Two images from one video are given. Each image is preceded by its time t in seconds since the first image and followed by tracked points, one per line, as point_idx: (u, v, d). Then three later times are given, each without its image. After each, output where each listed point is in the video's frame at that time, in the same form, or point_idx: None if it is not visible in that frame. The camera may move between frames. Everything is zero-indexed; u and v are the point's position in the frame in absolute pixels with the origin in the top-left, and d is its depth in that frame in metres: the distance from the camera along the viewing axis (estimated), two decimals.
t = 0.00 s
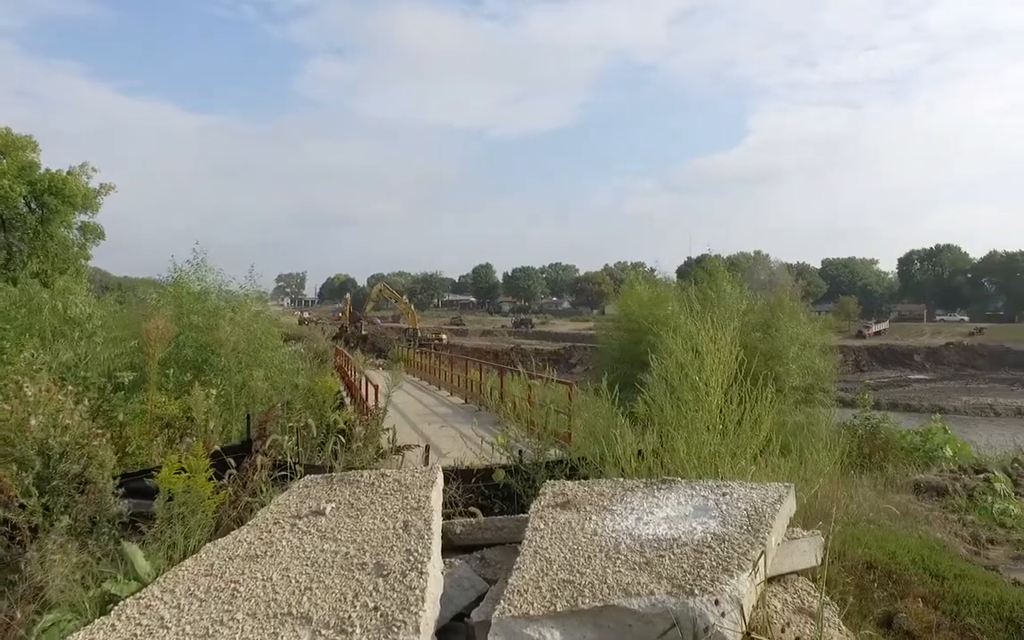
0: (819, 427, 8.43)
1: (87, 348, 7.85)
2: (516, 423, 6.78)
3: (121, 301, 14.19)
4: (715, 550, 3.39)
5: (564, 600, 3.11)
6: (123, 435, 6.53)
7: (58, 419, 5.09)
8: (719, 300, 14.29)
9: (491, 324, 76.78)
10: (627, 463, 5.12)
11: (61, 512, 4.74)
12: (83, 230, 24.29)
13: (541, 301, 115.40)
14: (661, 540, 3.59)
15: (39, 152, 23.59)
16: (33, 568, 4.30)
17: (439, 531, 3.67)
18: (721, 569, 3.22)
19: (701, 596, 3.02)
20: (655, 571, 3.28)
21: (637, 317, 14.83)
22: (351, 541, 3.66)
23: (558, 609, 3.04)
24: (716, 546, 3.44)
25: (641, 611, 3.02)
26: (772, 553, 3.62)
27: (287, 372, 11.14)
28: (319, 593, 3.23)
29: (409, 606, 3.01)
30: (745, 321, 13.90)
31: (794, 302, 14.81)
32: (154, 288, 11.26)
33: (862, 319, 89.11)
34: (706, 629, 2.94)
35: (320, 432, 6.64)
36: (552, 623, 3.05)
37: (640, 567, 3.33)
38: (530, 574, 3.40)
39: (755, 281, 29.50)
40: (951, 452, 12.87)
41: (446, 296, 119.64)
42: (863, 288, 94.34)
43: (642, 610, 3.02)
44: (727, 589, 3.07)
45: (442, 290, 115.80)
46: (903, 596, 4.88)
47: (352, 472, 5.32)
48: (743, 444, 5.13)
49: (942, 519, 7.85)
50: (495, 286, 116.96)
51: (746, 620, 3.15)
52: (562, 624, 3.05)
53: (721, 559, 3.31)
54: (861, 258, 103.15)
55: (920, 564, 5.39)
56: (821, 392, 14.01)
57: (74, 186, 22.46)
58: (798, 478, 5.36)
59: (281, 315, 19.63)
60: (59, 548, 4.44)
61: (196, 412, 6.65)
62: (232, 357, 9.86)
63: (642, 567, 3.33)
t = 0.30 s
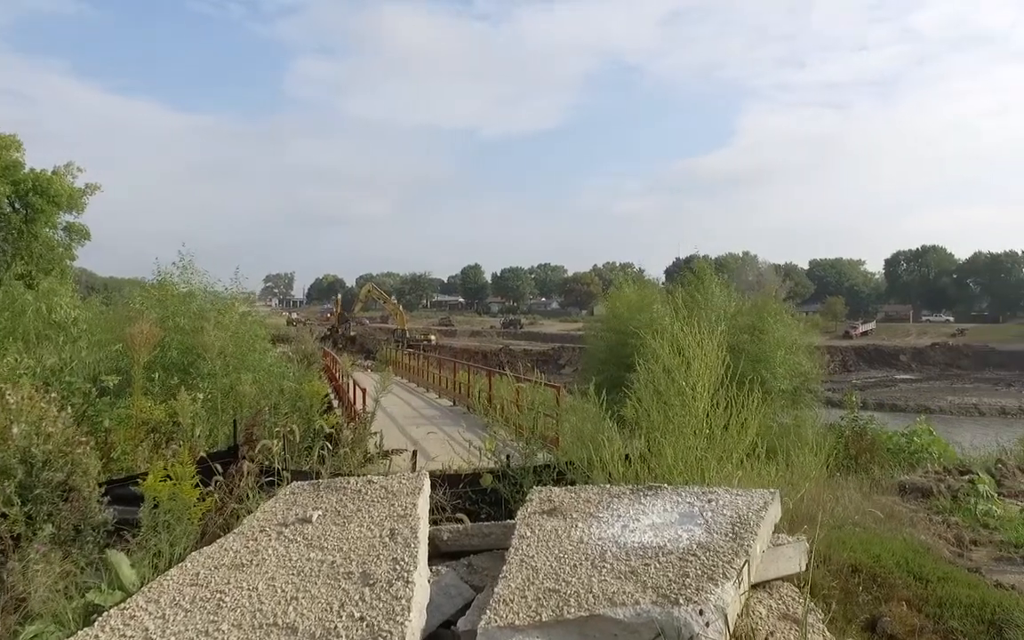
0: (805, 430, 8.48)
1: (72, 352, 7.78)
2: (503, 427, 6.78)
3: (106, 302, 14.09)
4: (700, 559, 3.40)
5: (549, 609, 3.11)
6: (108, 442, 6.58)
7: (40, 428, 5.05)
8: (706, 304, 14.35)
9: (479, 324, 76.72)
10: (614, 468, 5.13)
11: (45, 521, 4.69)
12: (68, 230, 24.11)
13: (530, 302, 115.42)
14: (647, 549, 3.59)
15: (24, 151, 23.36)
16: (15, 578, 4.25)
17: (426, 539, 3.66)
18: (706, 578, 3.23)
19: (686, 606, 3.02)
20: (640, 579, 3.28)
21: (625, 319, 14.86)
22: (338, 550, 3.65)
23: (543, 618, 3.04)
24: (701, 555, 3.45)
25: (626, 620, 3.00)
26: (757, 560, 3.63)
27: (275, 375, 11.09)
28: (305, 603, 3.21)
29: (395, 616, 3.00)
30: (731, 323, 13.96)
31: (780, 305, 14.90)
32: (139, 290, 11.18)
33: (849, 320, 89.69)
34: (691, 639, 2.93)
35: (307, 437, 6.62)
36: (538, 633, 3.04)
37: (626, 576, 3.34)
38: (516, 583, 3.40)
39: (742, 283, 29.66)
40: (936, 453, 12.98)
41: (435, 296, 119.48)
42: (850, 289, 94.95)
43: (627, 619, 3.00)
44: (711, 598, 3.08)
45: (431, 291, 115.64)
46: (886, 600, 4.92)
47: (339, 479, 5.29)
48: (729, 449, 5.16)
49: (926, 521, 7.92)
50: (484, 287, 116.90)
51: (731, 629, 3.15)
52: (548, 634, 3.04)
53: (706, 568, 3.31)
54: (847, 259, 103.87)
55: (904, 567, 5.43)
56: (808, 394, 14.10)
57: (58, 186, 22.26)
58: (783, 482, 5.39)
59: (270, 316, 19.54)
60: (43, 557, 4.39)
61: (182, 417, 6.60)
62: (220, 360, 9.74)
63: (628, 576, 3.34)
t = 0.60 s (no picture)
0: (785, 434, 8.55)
1: (49, 355, 7.69)
2: (486, 432, 6.79)
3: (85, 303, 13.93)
4: (680, 567, 3.41)
5: (529, 618, 3.11)
6: (86, 447, 6.38)
7: (17, 436, 4.92)
8: (688, 308, 14.43)
9: (464, 325, 76.64)
10: (596, 473, 5.14)
11: (22, 530, 4.64)
12: (47, 230, 23.83)
13: (515, 302, 115.48)
14: (627, 557, 3.60)
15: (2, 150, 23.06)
16: None
17: (407, 547, 3.66)
18: (685, 586, 3.23)
19: (665, 614, 3.02)
20: (620, 588, 3.29)
21: (608, 322, 14.91)
22: (319, 558, 3.63)
23: (523, 628, 3.04)
24: (681, 563, 3.45)
25: (606, 630, 3.01)
26: (736, 567, 3.65)
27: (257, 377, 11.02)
28: (286, 613, 3.18)
29: (376, 626, 2.99)
30: (713, 326, 14.06)
31: (761, 308, 15.01)
32: (119, 292, 11.09)
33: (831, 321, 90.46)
34: None
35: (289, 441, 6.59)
36: None
37: (606, 584, 3.34)
38: (496, 592, 3.40)
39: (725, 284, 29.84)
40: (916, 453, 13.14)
41: (419, 297, 119.23)
42: (832, 290, 95.79)
43: (607, 629, 3.02)
44: (690, 607, 3.08)
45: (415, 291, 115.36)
46: (866, 602, 4.97)
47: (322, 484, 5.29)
48: (710, 452, 5.17)
49: (905, 522, 8.01)
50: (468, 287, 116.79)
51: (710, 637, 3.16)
52: None
53: (685, 576, 3.32)
54: (829, 261, 104.80)
55: (883, 569, 5.49)
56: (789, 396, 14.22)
57: (37, 185, 21.99)
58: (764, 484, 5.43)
59: (252, 317, 19.42)
60: (18, 568, 4.33)
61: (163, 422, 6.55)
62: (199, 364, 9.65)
63: (608, 584, 3.34)
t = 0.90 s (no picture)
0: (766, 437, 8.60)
1: (26, 359, 7.58)
2: (468, 437, 6.78)
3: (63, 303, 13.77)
4: (659, 574, 3.41)
5: (509, 628, 3.11)
6: (63, 453, 6.30)
7: None
8: (670, 311, 14.51)
9: (448, 325, 76.51)
10: (577, 478, 5.14)
11: None
12: (25, 230, 23.53)
13: (499, 303, 115.49)
14: (607, 564, 3.60)
15: None
16: None
17: (388, 556, 3.64)
18: (664, 593, 3.24)
19: (645, 623, 3.03)
20: (599, 596, 3.29)
21: (591, 323, 14.94)
22: (299, 567, 3.60)
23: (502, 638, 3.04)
24: (661, 570, 3.45)
25: None
26: (716, 573, 3.66)
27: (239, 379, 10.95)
28: (265, 623, 3.15)
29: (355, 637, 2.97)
30: (695, 328, 14.13)
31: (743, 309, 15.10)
32: (99, 294, 10.98)
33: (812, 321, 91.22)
34: None
35: (270, 447, 6.54)
36: None
37: (586, 592, 3.34)
38: (477, 600, 3.39)
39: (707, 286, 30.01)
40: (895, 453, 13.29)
41: (403, 297, 118.94)
42: (813, 290, 96.60)
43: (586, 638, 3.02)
44: (669, 615, 3.08)
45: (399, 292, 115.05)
46: (844, 604, 5.02)
47: (303, 490, 5.25)
48: (692, 456, 5.19)
49: (884, 523, 8.08)
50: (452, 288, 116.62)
51: None
52: None
53: (664, 583, 3.33)
54: (810, 262, 105.69)
55: (862, 571, 5.54)
56: (770, 397, 14.31)
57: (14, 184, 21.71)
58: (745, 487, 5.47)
59: (234, 318, 19.27)
60: None
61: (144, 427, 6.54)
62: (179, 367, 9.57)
63: (587, 592, 3.34)
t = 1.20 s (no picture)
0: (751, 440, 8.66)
1: (7, 363, 7.50)
2: (455, 441, 6.79)
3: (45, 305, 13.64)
4: (643, 583, 3.41)
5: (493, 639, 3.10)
6: (44, 460, 6.24)
7: None
8: (656, 314, 14.56)
9: (434, 325, 76.40)
10: (562, 483, 5.13)
11: None
12: (6, 230, 23.28)
13: (486, 303, 115.45)
14: (591, 573, 3.60)
15: None
16: None
17: (372, 564, 3.63)
18: (648, 603, 3.24)
19: (628, 634, 3.03)
20: (583, 606, 3.29)
21: (579, 326, 14.97)
22: (283, 576, 3.59)
23: None
24: (644, 579, 3.45)
25: None
26: (699, 580, 3.66)
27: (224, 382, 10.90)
28: (248, 634, 3.13)
29: None
30: (681, 331, 14.20)
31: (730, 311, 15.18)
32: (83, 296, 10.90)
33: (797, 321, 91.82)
34: None
35: (255, 453, 6.51)
36: None
37: (569, 602, 3.34)
38: (460, 610, 3.37)
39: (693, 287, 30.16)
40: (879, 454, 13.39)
41: (389, 297, 118.66)
42: (799, 291, 97.24)
43: None
44: (652, 625, 3.09)
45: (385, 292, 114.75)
46: (828, 608, 5.06)
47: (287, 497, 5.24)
48: (677, 460, 5.19)
49: (867, 525, 8.16)
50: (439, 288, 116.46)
51: None
52: None
53: (647, 593, 3.33)
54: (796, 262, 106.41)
55: (845, 574, 5.60)
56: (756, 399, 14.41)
57: None
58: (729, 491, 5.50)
59: (220, 319, 19.17)
60: None
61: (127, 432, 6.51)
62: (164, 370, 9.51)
63: (571, 602, 3.34)
